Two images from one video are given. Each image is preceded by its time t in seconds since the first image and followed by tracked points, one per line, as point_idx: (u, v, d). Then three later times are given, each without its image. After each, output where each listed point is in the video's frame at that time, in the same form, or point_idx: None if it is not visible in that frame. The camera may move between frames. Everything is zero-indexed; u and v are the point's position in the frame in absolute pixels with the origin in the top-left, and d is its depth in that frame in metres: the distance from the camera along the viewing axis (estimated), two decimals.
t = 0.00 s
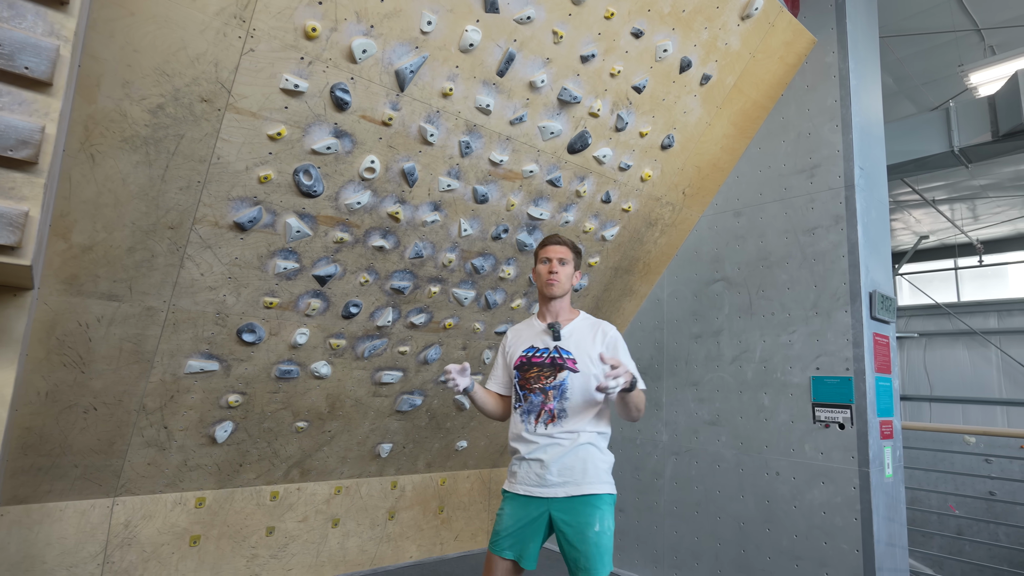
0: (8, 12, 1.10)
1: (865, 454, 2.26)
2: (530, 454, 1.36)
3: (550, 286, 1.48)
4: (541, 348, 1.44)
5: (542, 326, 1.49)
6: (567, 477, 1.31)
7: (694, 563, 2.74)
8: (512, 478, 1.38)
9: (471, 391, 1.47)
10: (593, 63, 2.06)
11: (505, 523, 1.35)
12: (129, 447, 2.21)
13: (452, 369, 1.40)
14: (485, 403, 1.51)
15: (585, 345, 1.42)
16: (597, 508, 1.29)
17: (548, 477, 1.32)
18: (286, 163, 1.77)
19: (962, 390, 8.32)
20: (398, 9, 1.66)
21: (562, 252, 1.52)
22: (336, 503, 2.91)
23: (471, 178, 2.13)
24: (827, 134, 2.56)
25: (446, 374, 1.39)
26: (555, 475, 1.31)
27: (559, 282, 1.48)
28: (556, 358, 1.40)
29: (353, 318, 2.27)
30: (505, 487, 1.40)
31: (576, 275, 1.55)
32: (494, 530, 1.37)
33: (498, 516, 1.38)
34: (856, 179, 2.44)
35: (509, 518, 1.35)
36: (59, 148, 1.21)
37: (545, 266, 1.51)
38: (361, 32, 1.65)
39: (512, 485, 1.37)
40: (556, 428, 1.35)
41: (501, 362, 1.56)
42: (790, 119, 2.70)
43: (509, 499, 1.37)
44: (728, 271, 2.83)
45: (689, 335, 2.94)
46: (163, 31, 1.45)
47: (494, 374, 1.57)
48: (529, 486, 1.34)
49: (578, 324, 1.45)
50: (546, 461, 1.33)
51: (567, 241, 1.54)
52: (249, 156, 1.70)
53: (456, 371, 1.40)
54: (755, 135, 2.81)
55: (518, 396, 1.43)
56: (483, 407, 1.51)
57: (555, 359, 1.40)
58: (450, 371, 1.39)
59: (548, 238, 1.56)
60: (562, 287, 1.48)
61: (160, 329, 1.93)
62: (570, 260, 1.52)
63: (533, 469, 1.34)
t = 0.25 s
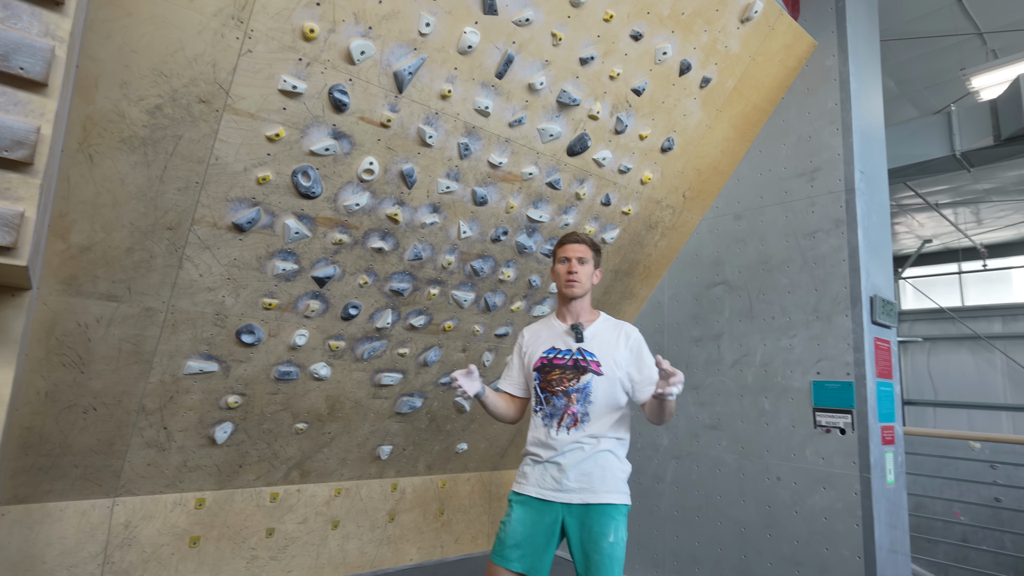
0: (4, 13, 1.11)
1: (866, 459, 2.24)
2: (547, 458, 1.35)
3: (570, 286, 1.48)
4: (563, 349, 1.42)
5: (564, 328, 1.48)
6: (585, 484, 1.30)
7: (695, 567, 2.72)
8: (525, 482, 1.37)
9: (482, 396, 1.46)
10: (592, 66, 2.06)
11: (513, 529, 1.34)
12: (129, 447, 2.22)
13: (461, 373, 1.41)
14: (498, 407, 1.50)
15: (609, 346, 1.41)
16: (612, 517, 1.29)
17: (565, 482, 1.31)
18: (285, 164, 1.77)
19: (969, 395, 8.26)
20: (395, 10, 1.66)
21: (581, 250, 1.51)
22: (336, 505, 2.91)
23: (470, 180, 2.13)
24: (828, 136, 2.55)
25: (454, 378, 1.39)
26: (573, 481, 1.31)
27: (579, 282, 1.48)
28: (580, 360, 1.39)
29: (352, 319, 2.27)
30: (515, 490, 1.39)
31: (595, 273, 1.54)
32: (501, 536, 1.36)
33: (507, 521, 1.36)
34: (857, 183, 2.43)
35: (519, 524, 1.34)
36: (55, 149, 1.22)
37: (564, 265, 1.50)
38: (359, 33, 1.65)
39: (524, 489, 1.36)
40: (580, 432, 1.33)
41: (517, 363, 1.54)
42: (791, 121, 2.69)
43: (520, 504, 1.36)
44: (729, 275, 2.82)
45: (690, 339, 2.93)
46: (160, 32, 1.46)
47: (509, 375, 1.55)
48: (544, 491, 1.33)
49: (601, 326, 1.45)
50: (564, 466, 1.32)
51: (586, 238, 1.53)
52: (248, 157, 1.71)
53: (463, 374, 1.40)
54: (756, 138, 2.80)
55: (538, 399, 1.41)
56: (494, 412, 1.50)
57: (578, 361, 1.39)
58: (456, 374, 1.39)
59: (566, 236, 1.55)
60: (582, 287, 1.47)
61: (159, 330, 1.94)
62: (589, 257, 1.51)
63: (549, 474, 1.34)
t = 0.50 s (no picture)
0: (23, 33, 1.14)
1: (885, 471, 2.19)
2: (557, 469, 1.36)
3: (587, 294, 1.47)
4: (577, 360, 1.43)
5: (579, 337, 1.47)
6: (594, 497, 1.30)
7: None
8: (534, 493, 1.37)
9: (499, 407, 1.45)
10: (603, 74, 2.05)
11: (521, 539, 1.33)
12: (145, 454, 2.25)
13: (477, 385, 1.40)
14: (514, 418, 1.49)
15: (623, 360, 1.41)
16: (620, 532, 1.28)
17: (575, 494, 1.31)
18: (297, 175, 1.79)
19: (995, 403, 8.14)
20: (406, 22, 1.67)
21: (598, 258, 1.51)
22: (348, 513, 2.92)
23: (481, 190, 2.13)
24: (844, 142, 2.52)
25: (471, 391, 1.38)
26: (582, 494, 1.31)
27: (596, 291, 1.47)
28: (593, 373, 1.39)
29: (364, 328, 2.28)
30: (524, 502, 1.39)
31: (614, 281, 1.53)
32: (509, 548, 1.34)
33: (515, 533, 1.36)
34: (874, 189, 2.39)
35: (527, 536, 1.33)
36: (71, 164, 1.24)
37: (581, 273, 1.50)
38: (371, 46, 1.67)
39: (533, 500, 1.37)
40: (589, 446, 1.33)
41: (531, 370, 1.55)
42: (806, 127, 2.66)
43: (529, 515, 1.36)
44: (743, 282, 2.79)
45: (703, 347, 2.90)
46: (176, 48, 1.49)
47: (522, 381, 1.55)
48: (554, 502, 1.33)
49: (617, 337, 1.44)
50: (573, 478, 1.32)
51: (605, 246, 1.53)
52: (261, 169, 1.73)
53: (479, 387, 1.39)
54: (770, 144, 2.78)
55: (549, 409, 1.41)
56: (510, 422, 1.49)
57: (591, 374, 1.39)
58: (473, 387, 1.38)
59: (584, 244, 1.55)
60: (599, 296, 1.46)
61: (174, 339, 1.96)
62: (607, 266, 1.51)
63: (559, 485, 1.34)
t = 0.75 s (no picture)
0: (13, 37, 1.15)
1: (884, 472, 2.18)
2: (542, 473, 1.35)
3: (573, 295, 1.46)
4: (562, 362, 1.42)
5: (565, 339, 1.47)
6: (580, 502, 1.29)
7: None
8: (518, 497, 1.36)
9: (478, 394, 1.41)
10: (599, 75, 2.05)
11: (508, 546, 1.31)
12: (141, 457, 2.24)
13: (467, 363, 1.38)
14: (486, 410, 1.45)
15: (608, 362, 1.41)
16: (606, 536, 1.28)
17: (561, 498, 1.30)
18: (292, 177, 1.79)
19: (997, 403, 8.14)
20: (401, 24, 1.67)
21: (584, 258, 1.50)
22: (346, 515, 2.92)
23: (478, 192, 2.13)
24: (842, 142, 2.52)
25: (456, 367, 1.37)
26: (568, 498, 1.30)
27: (581, 292, 1.46)
28: (578, 376, 1.39)
29: (361, 330, 2.28)
30: (508, 507, 1.37)
31: (599, 281, 1.54)
32: (495, 554, 1.33)
33: (501, 539, 1.34)
34: (872, 189, 2.38)
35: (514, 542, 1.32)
36: (62, 167, 1.24)
37: (567, 274, 1.50)
38: (365, 48, 1.66)
39: (517, 505, 1.35)
40: (575, 450, 1.34)
41: (512, 369, 1.52)
42: (804, 128, 2.66)
43: (514, 521, 1.34)
44: (741, 283, 2.78)
45: (702, 348, 2.89)
46: (169, 51, 1.48)
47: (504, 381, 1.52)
48: (540, 506, 1.32)
49: (602, 339, 1.45)
50: (560, 482, 1.32)
51: (589, 245, 1.53)
52: (256, 171, 1.73)
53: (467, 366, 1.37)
54: (769, 145, 2.77)
55: (532, 411, 1.40)
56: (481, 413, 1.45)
57: (576, 376, 1.39)
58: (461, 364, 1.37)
59: (570, 244, 1.55)
60: (584, 297, 1.46)
61: (170, 342, 1.96)
62: (593, 265, 1.51)
63: (545, 490, 1.33)
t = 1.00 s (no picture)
0: (1, 35, 1.14)
1: (883, 471, 2.18)
2: (516, 470, 1.26)
3: (542, 282, 1.41)
4: (534, 350, 1.36)
5: (536, 327, 1.41)
6: (559, 498, 1.24)
7: None
8: (490, 497, 1.27)
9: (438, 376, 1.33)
10: (596, 73, 2.04)
11: (483, 555, 1.23)
12: (137, 458, 2.24)
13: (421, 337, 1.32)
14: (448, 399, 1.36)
15: (581, 349, 1.38)
16: (586, 530, 1.24)
17: (539, 496, 1.23)
18: (287, 177, 1.78)
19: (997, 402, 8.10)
20: (396, 22, 1.66)
21: (554, 244, 1.46)
22: (344, 515, 2.91)
23: (474, 190, 2.12)
24: (840, 140, 2.51)
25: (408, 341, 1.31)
26: (546, 494, 1.23)
27: (551, 279, 1.41)
28: (552, 363, 1.33)
29: (357, 330, 2.27)
30: (479, 508, 1.28)
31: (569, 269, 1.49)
32: (469, 561, 1.25)
33: (474, 544, 1.25)
34: (870, 187, 2.37)
35: (489, 547, 1.24)
36: (53, 166, 1.23)
37: (537, 260, 1.44)
38: (360, 46, 1.65)
39: (490, 506, 1.26)
40: (553, 441, 1.27)
41: (479, 360, 1.44)
42: (802, 126, 2.65)
43: (487, 523, 1.25)
44: (739, 282, 2.77)
45: (700, 347, 2.88)
46: (162, 49, 1.48)
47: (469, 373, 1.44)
48: (515, 506, 1.24)
49: (573, 327, 1.41)
50: (537, 478, 1.24)
51: (558, 233, 1.49)
52: (250, 170, 1.72)
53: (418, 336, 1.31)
54: (766, 143, 2.76)
55: (503, 402, 1.33)
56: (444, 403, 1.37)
57: (550, 363, 1.33)
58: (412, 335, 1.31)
59: (540, 230, 1.50)
60: (554, 284, 1.41)
61: (165, 342, 1.95)
62: (562, 252, 1.46)
63: (520, 488, 1.25)
